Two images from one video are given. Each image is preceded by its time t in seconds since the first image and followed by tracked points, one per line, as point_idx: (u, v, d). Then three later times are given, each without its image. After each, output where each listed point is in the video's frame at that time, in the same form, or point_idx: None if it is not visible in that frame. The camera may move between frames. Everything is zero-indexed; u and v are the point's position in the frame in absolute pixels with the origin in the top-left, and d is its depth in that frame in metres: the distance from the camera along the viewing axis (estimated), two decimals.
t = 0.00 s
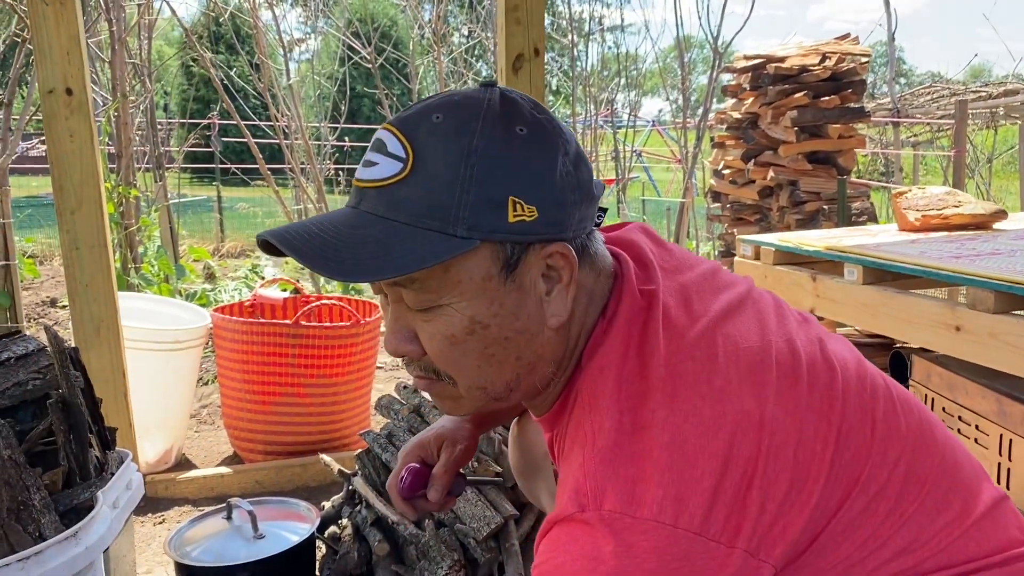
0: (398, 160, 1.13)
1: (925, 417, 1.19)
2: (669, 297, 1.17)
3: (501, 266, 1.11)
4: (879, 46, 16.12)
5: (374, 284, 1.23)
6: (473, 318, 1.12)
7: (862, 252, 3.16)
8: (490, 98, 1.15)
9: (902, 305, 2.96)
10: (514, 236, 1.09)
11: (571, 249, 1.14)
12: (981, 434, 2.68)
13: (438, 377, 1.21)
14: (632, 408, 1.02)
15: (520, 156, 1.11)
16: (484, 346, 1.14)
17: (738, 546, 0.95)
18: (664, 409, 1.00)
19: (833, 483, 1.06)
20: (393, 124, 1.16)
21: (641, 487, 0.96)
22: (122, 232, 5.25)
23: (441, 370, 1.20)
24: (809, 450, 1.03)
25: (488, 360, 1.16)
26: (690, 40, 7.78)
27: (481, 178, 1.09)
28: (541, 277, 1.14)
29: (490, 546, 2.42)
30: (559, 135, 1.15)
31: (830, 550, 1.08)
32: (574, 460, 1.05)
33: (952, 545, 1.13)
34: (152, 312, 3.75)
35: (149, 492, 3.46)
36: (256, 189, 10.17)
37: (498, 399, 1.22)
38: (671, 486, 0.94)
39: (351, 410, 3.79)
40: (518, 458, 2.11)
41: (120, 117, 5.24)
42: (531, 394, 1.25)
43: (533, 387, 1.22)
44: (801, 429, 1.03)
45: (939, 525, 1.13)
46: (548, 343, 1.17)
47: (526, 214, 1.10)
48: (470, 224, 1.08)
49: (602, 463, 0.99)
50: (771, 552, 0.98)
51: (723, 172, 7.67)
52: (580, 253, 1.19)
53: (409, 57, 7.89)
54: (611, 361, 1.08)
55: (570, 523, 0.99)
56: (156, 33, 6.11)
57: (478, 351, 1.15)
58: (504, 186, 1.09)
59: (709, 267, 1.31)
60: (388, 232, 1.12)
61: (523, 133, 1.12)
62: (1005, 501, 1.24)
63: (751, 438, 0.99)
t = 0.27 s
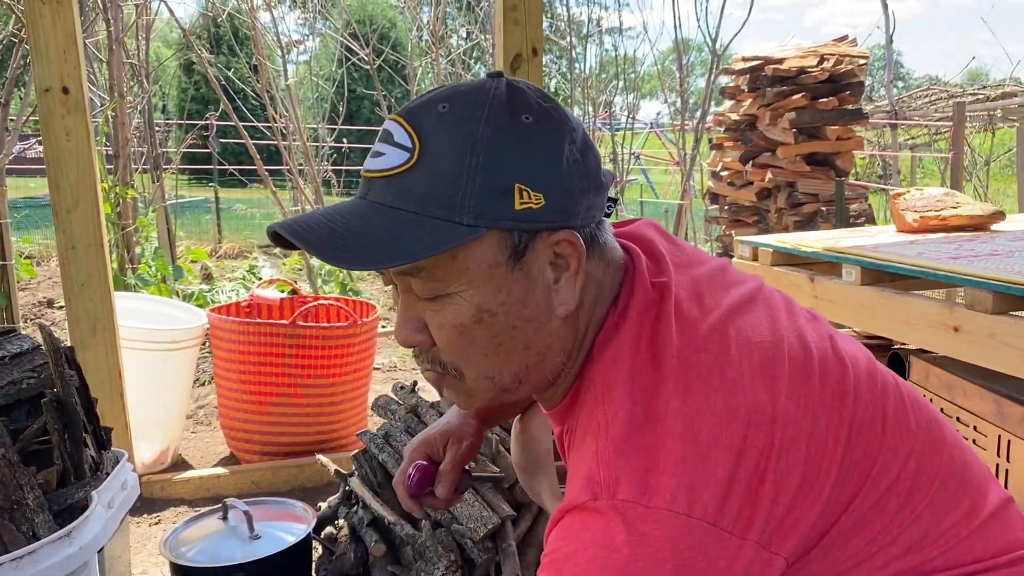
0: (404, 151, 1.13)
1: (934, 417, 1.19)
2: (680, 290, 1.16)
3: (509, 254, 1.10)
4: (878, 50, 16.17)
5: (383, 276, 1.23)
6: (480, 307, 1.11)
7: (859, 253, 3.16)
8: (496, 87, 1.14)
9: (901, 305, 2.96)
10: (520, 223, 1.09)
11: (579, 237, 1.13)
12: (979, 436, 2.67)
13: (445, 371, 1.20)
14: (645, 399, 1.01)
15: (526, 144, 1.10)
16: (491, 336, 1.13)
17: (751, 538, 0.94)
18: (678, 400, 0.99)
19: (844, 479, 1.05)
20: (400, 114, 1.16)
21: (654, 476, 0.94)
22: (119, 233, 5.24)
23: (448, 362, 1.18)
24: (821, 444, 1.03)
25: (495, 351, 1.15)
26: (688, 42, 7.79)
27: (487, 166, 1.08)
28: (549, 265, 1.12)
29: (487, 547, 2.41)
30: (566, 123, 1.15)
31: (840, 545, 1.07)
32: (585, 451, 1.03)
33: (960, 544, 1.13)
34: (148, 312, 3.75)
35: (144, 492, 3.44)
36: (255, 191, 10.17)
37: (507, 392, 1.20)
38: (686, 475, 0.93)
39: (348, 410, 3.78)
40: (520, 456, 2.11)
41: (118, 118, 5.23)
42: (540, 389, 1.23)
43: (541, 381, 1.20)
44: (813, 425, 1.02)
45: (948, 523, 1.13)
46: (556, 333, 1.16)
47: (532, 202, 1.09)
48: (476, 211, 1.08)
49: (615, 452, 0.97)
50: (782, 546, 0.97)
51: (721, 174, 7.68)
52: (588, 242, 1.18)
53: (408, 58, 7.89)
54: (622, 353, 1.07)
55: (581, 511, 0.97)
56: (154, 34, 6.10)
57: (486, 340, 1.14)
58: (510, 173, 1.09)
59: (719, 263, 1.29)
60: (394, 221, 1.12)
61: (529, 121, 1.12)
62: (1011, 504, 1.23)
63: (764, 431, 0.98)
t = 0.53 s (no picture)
0: (426, 139, 1.12)
1: (939, 424, 1.18)
2: (687, 290, 1.15)
3: (525, 249, 1.09)
4: (873, 55, 16.22)
5: (395, 265, 1.21)
6: (494, 301, 1.10)
7: (855, 257, 3.16)
8: (521, 80, 1.13)
9: (896, 309, 2.95)
10: (539, 219, 1.08)
11: (596, 236, 1.12)
12: (974, 440, 2.67)
13: (452, 364, 1.19)
14: (647, 398, 1.00)
15: (549, 139, 1.10)
16: (503, 331, 1.12)
17: (748, 541, 0.93)
18: (680, 401, 0.98)
19: (845, 483, 1.04)
20: (422, 102, 1.14)
21: (652, 477, 0.94)
22: (113, 235, 5.22)
23: (456, 356, 1.17)
24: (824, 448, 1.02)
25: (506, 345, 1.14)
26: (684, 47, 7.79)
27: (509, 159, 1.07)
28: (564, 263, 1.12)
29: (480, 551, 2.40)
30: (590, 121, 1.14)
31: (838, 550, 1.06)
32: (585, 450, 1.03)
33: (962, 551, 1.12)
34: (142, 314, 3.73)
35: (136, 496, 3.42)
36: (250, 193, 10.15)
37: (514, 388, 1.19)
38: (683, 478, 0.93)
39: (342, 414, 3.77)
40: (516, 455, 2.09)
41: (112, 120, 5.21)
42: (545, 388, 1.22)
43: (549, 379, 1.19)
44: (816, 428, 1.02)
45: (949, 531, 1.12)
46: (568, 332, 1.15)
47: (552, 197, 1.08)
48: (494, 204, 1.07)
49: (615, 451, 0.97)
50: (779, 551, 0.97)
51: (716, 177, 7.70)
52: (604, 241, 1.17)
53: (404, 61, 7.88)
54: (626, 353, 1.07)
55: (578, 510, 0.97)
56: (148, 36, 6.08)
57: (497, 336, 1.13)
58: (532, 168, 1.08)
59: (727, 266, 1.28)
60: (411, 210, 1.10)
61: (553, 116, 1.11)
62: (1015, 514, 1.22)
63: (767, 434, 0.97)
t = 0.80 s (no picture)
0: (412, 153, 1.11)
1: (936, 436, 1.17)
2: (685, 300, 1.14)
3: (514, 263, 1.08)
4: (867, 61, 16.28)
5: (386, 278, 1.21)
6: (484, 316, 1.09)
7: (848, 263, 3.16)
8: (509, 93, 1.13)
9: (888, 316, 2.96)
10: (526, 233, 1.07)
11: (585, 250, 1.11)
12: (966, 447, 2.67)
13: (444, 377, 1.18)
14: (643, 413, 1.00)
15: (536, 153, 1.09)
16: (493, 345, 1.11)
17: (741, 556, 0.93)
18: (676, 416, 0.98)
19: (840, 497, 1.04)
20: (410, 116, 1.14)
21: (646, 493, 0.93)
22: (104, 240, 5.19)
23: (446, 369, 1.16)
24: (819, 462, 1.01)
25: (495, 359, 1.12)
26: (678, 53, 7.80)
27: (497, 173, 1.07)
28: (553, 276, 1.11)
29: (472, 560, 2.38)
30: (578, 133, 1.13)
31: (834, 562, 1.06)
32: (580, 463, 1.02)
33: (957, 565, 1.11)
34: (133, 320, 3.70)
35: (126, 503, 3.40)
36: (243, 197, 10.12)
37: (506, 401, 1.18)
38: (679, 494, 0.92)
39: (334, 421, 3.76)
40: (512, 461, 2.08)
41: (104, 124, 5.19)
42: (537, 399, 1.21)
43: (541, 392, 1.19)
44: (812, 441, 1.01)
45: (943, 544, 1.11)
46: (557, 345, 1.14)
47: (540, 212, 1.07)
48: (482, 218, 1.06)
49: (610, 466, 0.96)
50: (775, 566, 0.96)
51: (710, 183, 7.71)
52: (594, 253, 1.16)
53: (398, 67, 7.87)
54: (623, 364, 1.06)
55: (573, 526, 0.96)
56: (142, 41, 6.06)
57: (486, 349, 1.12)
58: (518, 183, 1.07)
59: (724, 274, 1.27)
60: (398, 224, 1.10)
61: (540, 129, 1.10)
62: (1010, 526, 1.21)
63: (763, 448, 0.96)
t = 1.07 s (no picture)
0: (410, 154, 1.11)
1: (937, 442, 1.17)
2: (689, 301, 1.14)
3: (511, 261, 1.07)
4: (860, 67, 16.34)
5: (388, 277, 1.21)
6: (483, 312, 1.08)
7: (842, 269, 3.16)
8: (505, 92, 1.12)
9: (882, 321, 2.96)
10: (523, 230, 1.06)
11: (583, 246, 1.11)
12: (960, 453, 2.66)
13: (446, 376, 1.17)
14: (652, 407, 0.99)
15: (533, 151, 1.08)
16: (494, 342, 1.10)
17: (753, 552, 0.91)
18: (686, 409, 0.97)
19: (848, 497, 1.03)
20: (407, 116, 1.14)
21: (658, 486, 0.92)
22: (96, 244, 5.17)
23: (448, 368, 1.15)
24: (826, 460, 1.00)
25: (496, 357, 1.12)
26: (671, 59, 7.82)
27: (491, 172, 1.06)
28: (551, 273, 1.10)
29: (465, 565, 2.37)
30: (574, 131, 1.12)
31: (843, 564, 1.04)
32: (589, 459, 1.00)
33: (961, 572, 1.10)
34: (126, 325, 3.69)
35: (117, 509, 3.37)
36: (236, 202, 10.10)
37: (509, 400, 1.17)
38: (691, 487, 0.91)
39: (327, 427, 3.74)
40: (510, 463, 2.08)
41: (97, 128, 5.17)
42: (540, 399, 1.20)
43: (544, 390, 1.18)
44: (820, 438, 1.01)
45: (948, 549, 1.10)
46: (558, 342, 1.13)
47: (536, 209, 1.06)
48: (478, 217, 1.05)
49: (620, 460, 0.95)
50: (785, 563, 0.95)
51: (704, 189, 7.73)
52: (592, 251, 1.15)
53: (392, 71, 7.86)
54: (629, 362, 1.05)
55: (583, 522, 0.94)
56: (134, 44, 6.04)
57: (487, 347, 1.11)
58: (514, 181, 1.06)
59: (725, 280, 1.28)
60: (393, 226, 1.09)
61: (536, 128, 1.09)
62: (1011, 536, 1.21)
63: (772, 444, 0.96)
